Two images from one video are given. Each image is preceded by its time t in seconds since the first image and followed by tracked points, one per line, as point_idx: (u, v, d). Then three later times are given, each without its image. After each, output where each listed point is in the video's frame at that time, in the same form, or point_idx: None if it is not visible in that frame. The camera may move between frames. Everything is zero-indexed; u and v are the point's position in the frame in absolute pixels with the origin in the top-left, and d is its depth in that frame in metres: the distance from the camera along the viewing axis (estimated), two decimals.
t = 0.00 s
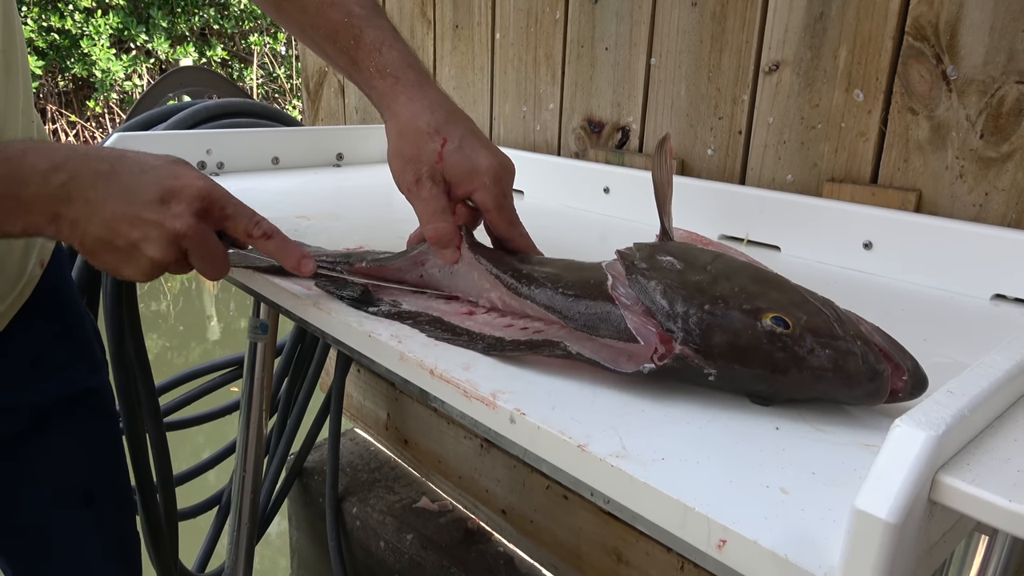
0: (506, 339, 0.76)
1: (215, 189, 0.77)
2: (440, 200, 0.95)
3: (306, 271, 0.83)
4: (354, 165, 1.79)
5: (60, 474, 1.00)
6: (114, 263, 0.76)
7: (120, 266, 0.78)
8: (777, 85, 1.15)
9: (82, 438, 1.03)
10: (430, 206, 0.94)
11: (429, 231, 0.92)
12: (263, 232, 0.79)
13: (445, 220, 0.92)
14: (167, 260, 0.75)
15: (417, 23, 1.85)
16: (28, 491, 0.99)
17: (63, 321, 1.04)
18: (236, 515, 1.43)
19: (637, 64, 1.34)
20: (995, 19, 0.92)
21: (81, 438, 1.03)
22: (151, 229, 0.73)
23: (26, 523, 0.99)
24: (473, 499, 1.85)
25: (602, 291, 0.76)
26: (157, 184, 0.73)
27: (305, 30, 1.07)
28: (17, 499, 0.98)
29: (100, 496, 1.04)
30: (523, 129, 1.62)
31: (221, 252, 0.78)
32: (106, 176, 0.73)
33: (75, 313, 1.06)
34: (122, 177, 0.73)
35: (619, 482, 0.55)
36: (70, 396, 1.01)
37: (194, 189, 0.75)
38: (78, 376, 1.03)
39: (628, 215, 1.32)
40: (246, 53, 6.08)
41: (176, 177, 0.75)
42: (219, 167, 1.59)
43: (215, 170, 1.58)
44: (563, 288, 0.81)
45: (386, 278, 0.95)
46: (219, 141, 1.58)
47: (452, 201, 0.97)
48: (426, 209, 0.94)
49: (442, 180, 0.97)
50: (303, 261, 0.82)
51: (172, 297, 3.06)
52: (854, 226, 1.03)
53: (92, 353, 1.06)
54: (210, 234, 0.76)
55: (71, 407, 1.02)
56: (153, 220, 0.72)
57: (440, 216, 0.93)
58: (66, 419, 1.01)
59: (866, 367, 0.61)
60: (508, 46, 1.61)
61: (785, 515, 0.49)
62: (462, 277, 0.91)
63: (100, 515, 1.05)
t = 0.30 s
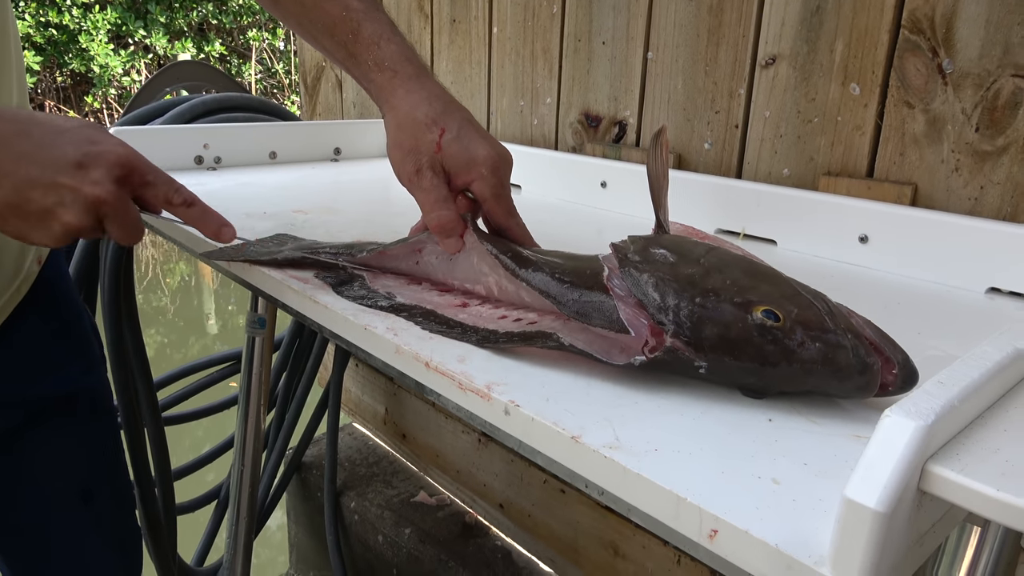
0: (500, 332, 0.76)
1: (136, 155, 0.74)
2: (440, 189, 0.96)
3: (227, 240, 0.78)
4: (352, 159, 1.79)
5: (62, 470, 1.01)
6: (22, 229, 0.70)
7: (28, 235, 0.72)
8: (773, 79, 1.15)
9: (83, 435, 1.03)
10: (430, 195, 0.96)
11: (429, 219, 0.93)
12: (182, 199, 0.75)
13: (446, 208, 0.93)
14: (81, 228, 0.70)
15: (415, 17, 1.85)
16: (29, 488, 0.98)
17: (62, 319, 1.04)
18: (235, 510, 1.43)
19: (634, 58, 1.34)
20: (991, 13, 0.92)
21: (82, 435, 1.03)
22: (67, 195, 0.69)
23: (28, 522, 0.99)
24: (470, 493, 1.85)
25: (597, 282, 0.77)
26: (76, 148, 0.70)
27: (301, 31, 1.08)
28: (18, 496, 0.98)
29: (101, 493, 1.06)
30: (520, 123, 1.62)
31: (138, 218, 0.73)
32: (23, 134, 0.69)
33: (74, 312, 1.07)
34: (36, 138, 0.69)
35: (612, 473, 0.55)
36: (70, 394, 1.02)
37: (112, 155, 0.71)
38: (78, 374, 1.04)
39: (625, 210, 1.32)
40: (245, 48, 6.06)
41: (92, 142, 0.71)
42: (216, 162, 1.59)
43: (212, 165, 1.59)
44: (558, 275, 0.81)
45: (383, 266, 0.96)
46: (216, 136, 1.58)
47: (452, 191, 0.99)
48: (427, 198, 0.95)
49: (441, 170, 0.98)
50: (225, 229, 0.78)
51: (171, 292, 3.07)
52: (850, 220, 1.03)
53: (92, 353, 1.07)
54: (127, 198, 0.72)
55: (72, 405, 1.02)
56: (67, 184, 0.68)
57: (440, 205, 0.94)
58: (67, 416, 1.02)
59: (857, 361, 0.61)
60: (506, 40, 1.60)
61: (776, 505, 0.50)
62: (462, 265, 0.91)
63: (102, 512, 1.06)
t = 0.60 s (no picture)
0: (490, 334, 0.78)
1: (80, 154, 0.71)
2: (371, 206, 1.00)
3: (198, 233, 0.77)
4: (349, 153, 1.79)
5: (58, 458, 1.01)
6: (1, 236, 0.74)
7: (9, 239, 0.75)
8: (768, 79, 1.15)
9: (77, 424, 1.05)
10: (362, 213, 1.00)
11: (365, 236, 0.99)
12: (140, 196, 0.72)
13: (376, 223, 0.99)
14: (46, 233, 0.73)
15: (413, 11, 1.85)
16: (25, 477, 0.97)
17: (55, 309, 1.05)
18: (230, 500, 1.44)
19: (631, 56, 1.35)
20: (985, 16, 0.93)
21: (76, 424, 1.05)
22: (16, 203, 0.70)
23: (24, 510, 0.97)
24: (465, 487, 1.87)
25: (580, 286, 0.78)
26: (17, 154, 0.68)
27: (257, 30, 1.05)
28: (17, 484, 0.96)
29: (94, 481, 1.07)
30: (517, 119, 1.62)
31: (101, 217, 0.74)
32: None
33: (67, 303, 1.08)
34: None
35: (598, 471, 0.56)
36: (63, 383, 1.03)
37: (56, 158, 0.70)
38: (70, 364, 1.05)
39: (621, 208, 1.33)
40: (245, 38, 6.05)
41: (33, 144, 0.69)
42: (213, 154, 1.59)
43: (210, 157, 1.58)
44: (541, 291, 0.81)
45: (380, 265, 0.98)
46: (214, 128, 1.58)
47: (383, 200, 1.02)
48: (357, 214, 1.00)
49: (369, 184, 1.00)
50: (193, 222, 0.76)
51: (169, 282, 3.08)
52: (842, 221, 1.04)
53: (83, 344, 1.08)
54: (83, 201, 0.72)
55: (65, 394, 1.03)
56: (16, 194, 0.69)
57: (371, 221, 0.99)
58: (61, 405, 1.03)
59: (839, 364, 0.62)
60: (503, 36, 1.60)
61: (757, 505, 0.51)
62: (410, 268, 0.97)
63: (94, 500, 1.07)
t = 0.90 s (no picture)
0: (479, 324, 0.78)
1: (159, 163, 0.80)
2: (367, 189, 1.03)
3: (258, 233, 0.86)
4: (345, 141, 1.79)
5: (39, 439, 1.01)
6: (83, 238, 0.82)
7: (87, 239, 0.83)
8: (764, 79, 1.16)
9: (58, 405, 1.04)
10: (357, 195, 1.02)
11: (359, 217, 1.01)
12: (211, 200, 0.82)
13: (372, 206, 1.01)
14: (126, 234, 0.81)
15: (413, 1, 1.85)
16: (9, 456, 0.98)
17: (34, 290, 1.04)
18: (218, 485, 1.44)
19: (628, 52, 1.35)
20: (978, 22, 0.93)
21: (56, 406, 1.03)
22: (103, 208, 0.78)
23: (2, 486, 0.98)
24: (453, 478, 1.88)
25: (569, 278, 0.79)
26: (104, 163, 0.77)
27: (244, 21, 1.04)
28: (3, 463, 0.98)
29: (73, 462, 1.06)
30: (514, 112, 1.62)
31: (173, 222, 0.82)
32: (62, 154, 0.76)
33: (48, 284, 1.07)
34: (72, 157, 0.76)
35: (579, 461, 0.56)
36: (40, 364, 1.01)
37: (139, 166, 0.79)
38: (50, 346, 1.04)
39: (615, 203, 1.33)
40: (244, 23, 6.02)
41: (119, 155, 0.78)
42: (209, 139, 1.59)
43: (206, 142, 1.58)
44: (531, 283, 0.82)
45: (372, 250, 0.98)
46: (210, 113, 1.57)
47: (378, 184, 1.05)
48: (352, 196, 1.02)
49: (367, 167, 1.03)
50: (255, 224, 0.85)
51: (163, 267, 3.07)
52: (832, 221, 1.05)
53: (64, 327, 1.07)
54: (162, 207, 0.81)
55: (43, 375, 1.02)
56: (103, 199, 0.77)
57: (366, 203, 1.01)
58: (42, 387, 1.02)
59: (823, 362, 0.63)
60: (502, 28, 1.60)
61: (734, 497, 0.51)
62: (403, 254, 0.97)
63: (75, 481, 1.06)
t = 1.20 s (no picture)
0: (479, 318, 0.78)
1: (111, 142, 0.82)
2: (367, 180, 1.04)
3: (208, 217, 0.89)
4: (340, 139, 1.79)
5: (39, 441, 1.01)
6: (19, 215, 0.81)
7: (21, 218, 0.82)
8: (759, 70, 1.16)
9: (55, 407, 1.03)
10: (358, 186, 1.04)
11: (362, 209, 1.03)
12: (162, 181, 0.85)
13: (374, 197, 1.02)
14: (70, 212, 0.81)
15: None
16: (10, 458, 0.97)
17: (25, 293, 1.03)
18: (218, 485, 1.44)
19: (623, 45, 1.35)
20: (973, 10, 0.93)
21: (52, 407, 1.03)
22: (50, 183, 0.78)
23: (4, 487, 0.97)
24: (453, 474, 1.88)
25: (568, 271, 0.79)
26: (55, 139, 0.78)
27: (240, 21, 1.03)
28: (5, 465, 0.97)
29: (73, 465, 1.06)
30: (509, 107, 1.62)
31: (120, 202, 0.83)
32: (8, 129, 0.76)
33: (38, 287, 1.06)
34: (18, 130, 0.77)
35: (583, 453, 0.56)
36: (40, 367, 1.02)
37: (90, 144, 0.80)
38: (43, 348, 1.03)
39: (612, 196, 1.33)
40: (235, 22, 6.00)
41: (70, 133, 0.80)
42: (204, 138, 1.58)
43: (200, 141, 1.57)
44: (530, 275, 0.82)
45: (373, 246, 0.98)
46: (204, 111, 1.56)
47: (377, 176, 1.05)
48: (353, 188, 1.03)
49: (366, 159, 1.03)
50: (205, 208, 0.89)
51: (158, 268, 3.07)
52: (828, 211, 1.05)
53: (56, 328, 1.06)
54: (111, 185, 0.82)
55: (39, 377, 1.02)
56: (51, 174, 0.77)
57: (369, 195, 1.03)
58: (40, 389, 1.02)
59: (821, 351, 0.63)
60: (496, 23, 1.60)
61: (738, 486, 0.52)
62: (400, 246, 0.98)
63: (74, 482, 1.06)
